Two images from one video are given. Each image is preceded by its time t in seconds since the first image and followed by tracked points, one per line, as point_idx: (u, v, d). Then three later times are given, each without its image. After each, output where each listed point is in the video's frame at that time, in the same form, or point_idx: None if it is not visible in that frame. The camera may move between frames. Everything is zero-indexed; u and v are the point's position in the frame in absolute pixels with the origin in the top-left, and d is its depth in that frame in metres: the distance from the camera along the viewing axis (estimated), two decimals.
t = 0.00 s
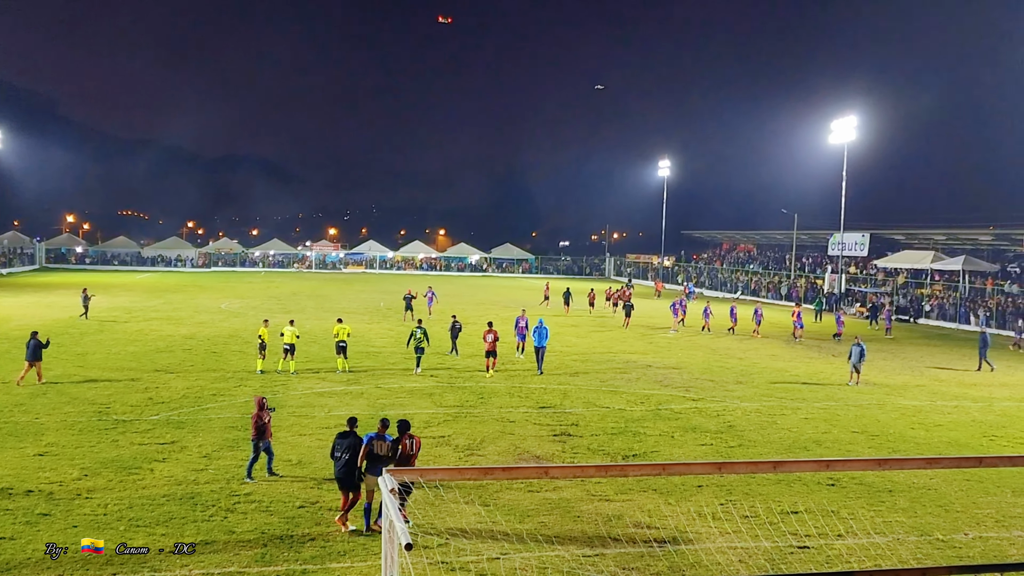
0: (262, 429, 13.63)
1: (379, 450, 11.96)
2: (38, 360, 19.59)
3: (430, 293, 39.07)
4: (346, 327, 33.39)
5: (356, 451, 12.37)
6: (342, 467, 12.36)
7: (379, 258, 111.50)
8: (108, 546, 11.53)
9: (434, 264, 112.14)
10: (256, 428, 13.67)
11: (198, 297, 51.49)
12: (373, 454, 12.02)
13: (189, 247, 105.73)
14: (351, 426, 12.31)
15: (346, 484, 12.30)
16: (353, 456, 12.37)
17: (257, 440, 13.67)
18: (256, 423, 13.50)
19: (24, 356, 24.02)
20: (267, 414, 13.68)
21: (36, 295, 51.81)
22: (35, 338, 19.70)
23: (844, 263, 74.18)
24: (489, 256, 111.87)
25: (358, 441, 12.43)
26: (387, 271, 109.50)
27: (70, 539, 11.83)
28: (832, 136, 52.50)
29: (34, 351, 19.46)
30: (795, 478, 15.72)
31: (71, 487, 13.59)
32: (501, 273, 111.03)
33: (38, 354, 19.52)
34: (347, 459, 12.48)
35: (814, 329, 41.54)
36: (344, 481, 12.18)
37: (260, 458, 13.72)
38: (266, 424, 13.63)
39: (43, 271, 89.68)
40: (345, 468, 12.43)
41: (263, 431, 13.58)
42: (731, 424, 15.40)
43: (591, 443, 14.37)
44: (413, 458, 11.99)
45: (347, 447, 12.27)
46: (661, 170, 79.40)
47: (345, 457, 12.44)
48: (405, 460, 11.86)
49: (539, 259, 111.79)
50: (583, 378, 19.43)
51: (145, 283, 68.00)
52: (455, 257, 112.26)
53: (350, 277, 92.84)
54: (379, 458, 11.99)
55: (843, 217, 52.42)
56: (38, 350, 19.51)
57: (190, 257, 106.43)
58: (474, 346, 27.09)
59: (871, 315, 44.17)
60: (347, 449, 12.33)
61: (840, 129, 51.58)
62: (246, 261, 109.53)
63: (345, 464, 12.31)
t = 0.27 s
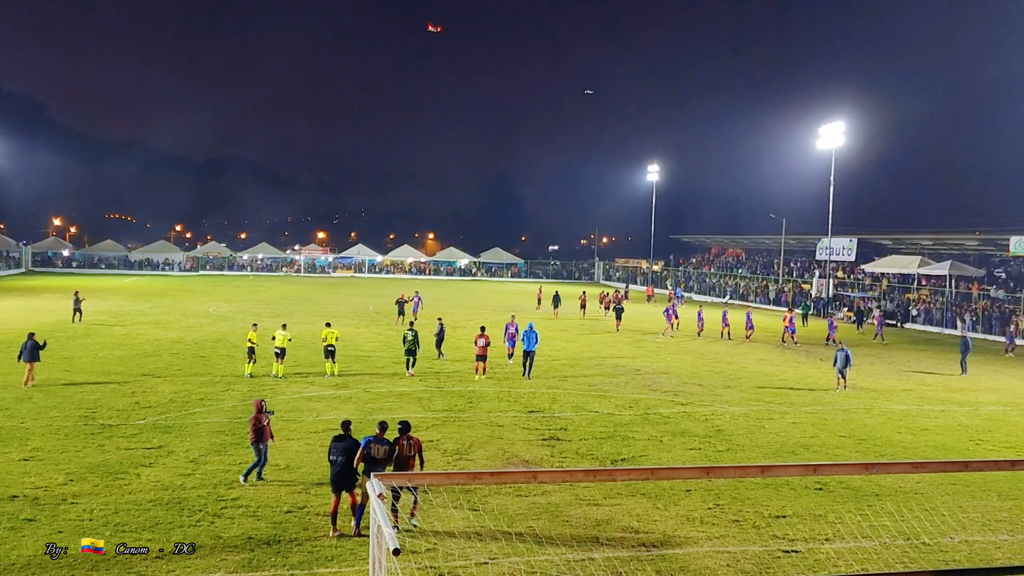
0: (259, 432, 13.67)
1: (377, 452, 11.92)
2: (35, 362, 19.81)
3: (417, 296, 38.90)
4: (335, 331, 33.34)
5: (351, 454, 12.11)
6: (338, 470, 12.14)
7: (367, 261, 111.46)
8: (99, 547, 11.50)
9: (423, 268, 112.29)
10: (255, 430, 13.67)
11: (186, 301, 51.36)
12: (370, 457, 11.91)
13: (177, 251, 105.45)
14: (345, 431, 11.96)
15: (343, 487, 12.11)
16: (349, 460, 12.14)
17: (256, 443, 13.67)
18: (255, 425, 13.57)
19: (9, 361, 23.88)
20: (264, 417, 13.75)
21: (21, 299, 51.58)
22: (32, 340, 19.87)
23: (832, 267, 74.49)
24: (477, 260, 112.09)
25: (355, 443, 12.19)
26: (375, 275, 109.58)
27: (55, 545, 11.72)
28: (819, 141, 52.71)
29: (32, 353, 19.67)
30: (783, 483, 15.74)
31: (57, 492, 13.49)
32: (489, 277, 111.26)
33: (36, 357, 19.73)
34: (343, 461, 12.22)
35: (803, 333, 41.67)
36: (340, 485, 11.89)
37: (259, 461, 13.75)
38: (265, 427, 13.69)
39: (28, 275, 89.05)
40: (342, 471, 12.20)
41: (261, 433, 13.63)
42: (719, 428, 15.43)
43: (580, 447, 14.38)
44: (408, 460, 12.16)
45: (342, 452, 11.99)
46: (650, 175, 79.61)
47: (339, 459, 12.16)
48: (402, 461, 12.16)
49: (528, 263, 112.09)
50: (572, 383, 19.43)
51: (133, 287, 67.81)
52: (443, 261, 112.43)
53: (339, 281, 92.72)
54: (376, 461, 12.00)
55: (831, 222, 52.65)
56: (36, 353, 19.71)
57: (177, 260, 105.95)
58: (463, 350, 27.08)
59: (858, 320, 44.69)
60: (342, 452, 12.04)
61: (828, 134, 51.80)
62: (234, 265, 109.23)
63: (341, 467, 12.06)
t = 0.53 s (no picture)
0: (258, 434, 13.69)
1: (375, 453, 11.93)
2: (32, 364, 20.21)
3: (405, 299, 38.76)
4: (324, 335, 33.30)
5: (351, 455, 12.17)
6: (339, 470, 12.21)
7: (357, 265, 111.32)
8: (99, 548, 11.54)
9: (413, 270, 112.20)
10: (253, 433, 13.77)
11: (174, 304, 51.18)
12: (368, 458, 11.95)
13: (167, 254, 105.13)
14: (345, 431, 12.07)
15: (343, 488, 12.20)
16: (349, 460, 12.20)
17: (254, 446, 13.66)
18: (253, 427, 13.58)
19: None
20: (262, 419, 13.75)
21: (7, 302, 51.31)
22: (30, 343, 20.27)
23: (821, 271, 74.82)
24: (468, 263, 112.15)
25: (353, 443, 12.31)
26: (366, 278, 109.37)
27: (42, 549, 11.62)
28: (808, 145, 52.94)
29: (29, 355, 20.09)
30: (772, 486, 15.77)
31: (44, 497, 13.41)
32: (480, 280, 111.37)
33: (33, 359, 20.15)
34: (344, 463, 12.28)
35: (792, 337, 41.80)
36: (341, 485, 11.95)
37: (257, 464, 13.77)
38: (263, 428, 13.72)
39: (13, 278, 88.31)
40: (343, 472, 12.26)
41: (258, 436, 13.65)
42: (709, 432, 15.46)
43: (570, 451, 14.39)
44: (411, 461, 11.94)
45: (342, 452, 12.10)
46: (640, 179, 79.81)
47: (340, 460, 12.26)
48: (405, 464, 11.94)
49: (518, 266, 112.30)
50: (563, 387, 19.43)
51: (121, 290, 67.57)
52: (434, 264, 112.40)
53: (330, 284, 92.57)
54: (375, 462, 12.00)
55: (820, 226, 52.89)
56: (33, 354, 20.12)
57: (166, 263, 105.50)
58: (454, 354, 27.08)
59: (846, 324, 44.99)
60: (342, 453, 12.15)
61: (817, 139, 52.02)
62: (224, 268, 108.88)
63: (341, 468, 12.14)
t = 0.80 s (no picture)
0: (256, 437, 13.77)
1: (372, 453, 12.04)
2: (32, 366, 20.34)
3: (394, 301, 38.66)
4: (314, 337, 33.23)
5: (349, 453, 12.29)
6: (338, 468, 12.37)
7: (347, 267, 111.21)
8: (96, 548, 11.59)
9: (405, 272, 112.10)
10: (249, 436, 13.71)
11: (162, 307, 50.99)
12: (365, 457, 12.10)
13: (156, 256, 104.78)
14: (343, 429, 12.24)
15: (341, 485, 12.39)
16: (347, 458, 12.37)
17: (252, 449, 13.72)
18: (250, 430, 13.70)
19: None
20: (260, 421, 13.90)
21: None
22: (29, 345, 20.37)
23: (810, 273, 75.13)
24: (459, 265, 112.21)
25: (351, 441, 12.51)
26: (356, 280, 109.24)
27: (30, 553, 11.55)
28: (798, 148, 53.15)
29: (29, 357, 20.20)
30: (762, 487, 15.80)
31: (32, 501, 13.33)
32: (472, 283, 111.47)
33: (33, 360, 20.26)
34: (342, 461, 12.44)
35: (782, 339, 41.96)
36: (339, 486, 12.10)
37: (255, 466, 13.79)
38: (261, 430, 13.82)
39: None
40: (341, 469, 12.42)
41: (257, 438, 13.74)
42: (699, 433, 15.49)
43: (561, 453, 14.41)
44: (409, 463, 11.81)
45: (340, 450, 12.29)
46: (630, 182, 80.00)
47: (339, 459, 12.46)
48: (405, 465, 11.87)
49: (508, 269, 112.59)
50: (553, 388, 19.46)
51: (109, 293, 67.23)
52: (424, 267, 112.42)
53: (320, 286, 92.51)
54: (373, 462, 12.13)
55: (809, 228, 53.13)
56: (33, 356, 20.22)
57: (155, 266, 105.17)
58: (445, 356, 27.09)
59: (835, 326, 45.35)
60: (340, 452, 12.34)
61: (806, 141, 52.23)
62: (213, 270, 108.53)
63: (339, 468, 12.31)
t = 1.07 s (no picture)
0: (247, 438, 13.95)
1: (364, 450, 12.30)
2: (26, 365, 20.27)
3: (379, 301, 38.67)
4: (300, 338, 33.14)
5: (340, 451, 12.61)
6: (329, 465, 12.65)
7: (334, 268, 110.93)
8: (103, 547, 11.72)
9: (390, 273, 111.95)
10: (241, 437, 13.72)
11: (146, 307, 50.70)
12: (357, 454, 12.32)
13: (139, 256, 104.14)
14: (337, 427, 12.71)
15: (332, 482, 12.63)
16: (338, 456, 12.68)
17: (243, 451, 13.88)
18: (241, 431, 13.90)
19: None
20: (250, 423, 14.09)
21: None
22: (22, 344, 20.30)
23: (796, 274, 75.50)
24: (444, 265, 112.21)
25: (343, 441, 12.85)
26: (342, 280, 108.96)
27: (13, 556, 11.46)
28: (783, 149, 53.35)
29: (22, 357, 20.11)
30: (747, 486, 15.85)
31: (14, 503, 13.24)
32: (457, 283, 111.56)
33: (27, 360, 20.18)
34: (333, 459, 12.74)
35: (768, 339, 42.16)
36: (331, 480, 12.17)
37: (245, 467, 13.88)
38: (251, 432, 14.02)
39: None
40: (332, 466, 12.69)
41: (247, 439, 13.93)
42: (684, 433, 15.53)
43: (546, 453, 14.43)
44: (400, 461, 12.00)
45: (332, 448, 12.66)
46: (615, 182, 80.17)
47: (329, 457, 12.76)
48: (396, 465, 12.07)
49: (493, 269, 112.76)
50: (539, 389, 19.50)
51: (92, 293, 66.75)
52: (410, 267, 112.33)
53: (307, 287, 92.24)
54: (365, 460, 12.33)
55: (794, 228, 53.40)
56: (27, 355, 20.14)
57: (139, 266, 104.53)
58: (432, 357, 27.10)
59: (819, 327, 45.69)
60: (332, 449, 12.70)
61: (790, 142, 52.45)
62: (198, 271, 107.98)
63: (330, 464, 12.47)
